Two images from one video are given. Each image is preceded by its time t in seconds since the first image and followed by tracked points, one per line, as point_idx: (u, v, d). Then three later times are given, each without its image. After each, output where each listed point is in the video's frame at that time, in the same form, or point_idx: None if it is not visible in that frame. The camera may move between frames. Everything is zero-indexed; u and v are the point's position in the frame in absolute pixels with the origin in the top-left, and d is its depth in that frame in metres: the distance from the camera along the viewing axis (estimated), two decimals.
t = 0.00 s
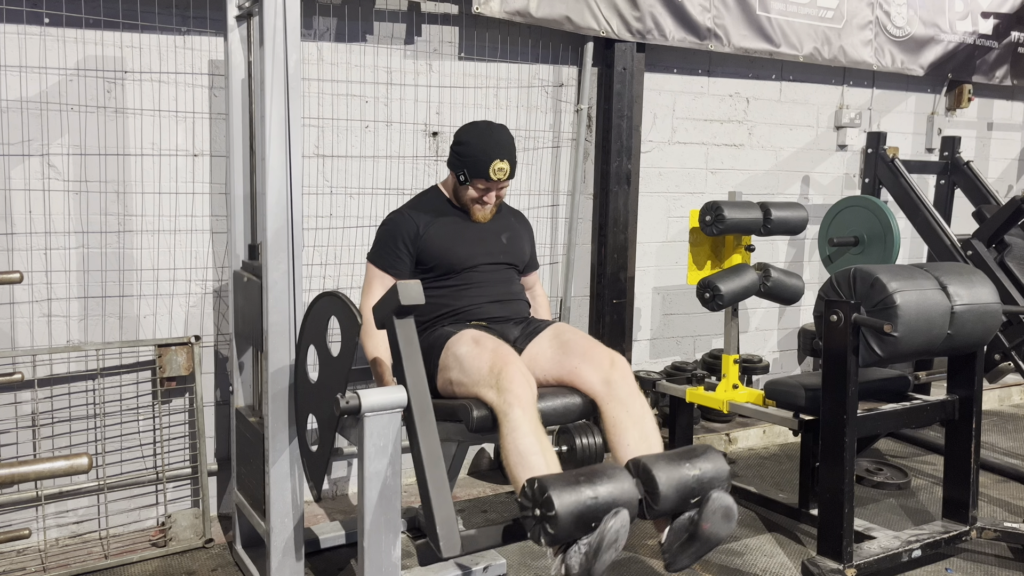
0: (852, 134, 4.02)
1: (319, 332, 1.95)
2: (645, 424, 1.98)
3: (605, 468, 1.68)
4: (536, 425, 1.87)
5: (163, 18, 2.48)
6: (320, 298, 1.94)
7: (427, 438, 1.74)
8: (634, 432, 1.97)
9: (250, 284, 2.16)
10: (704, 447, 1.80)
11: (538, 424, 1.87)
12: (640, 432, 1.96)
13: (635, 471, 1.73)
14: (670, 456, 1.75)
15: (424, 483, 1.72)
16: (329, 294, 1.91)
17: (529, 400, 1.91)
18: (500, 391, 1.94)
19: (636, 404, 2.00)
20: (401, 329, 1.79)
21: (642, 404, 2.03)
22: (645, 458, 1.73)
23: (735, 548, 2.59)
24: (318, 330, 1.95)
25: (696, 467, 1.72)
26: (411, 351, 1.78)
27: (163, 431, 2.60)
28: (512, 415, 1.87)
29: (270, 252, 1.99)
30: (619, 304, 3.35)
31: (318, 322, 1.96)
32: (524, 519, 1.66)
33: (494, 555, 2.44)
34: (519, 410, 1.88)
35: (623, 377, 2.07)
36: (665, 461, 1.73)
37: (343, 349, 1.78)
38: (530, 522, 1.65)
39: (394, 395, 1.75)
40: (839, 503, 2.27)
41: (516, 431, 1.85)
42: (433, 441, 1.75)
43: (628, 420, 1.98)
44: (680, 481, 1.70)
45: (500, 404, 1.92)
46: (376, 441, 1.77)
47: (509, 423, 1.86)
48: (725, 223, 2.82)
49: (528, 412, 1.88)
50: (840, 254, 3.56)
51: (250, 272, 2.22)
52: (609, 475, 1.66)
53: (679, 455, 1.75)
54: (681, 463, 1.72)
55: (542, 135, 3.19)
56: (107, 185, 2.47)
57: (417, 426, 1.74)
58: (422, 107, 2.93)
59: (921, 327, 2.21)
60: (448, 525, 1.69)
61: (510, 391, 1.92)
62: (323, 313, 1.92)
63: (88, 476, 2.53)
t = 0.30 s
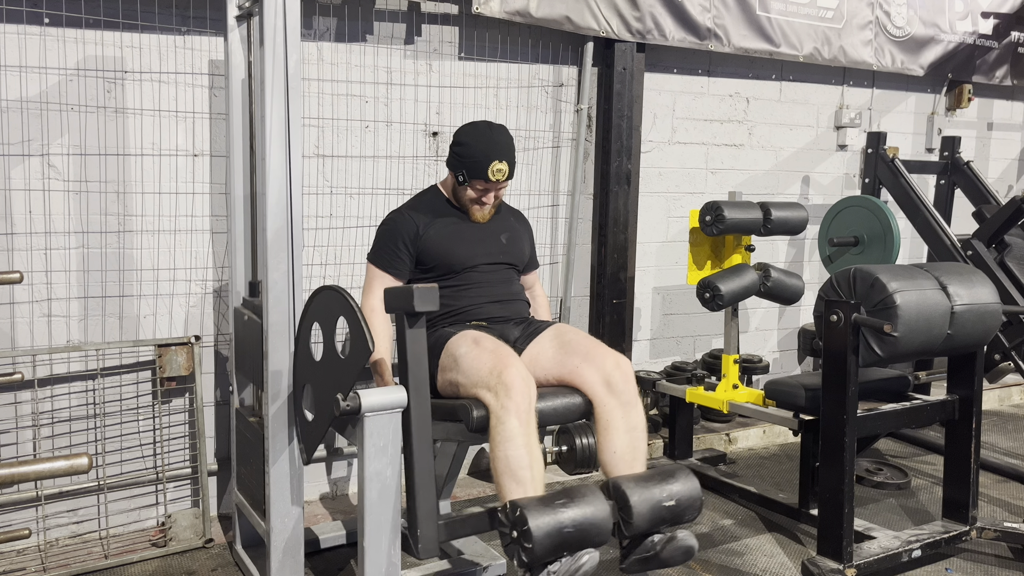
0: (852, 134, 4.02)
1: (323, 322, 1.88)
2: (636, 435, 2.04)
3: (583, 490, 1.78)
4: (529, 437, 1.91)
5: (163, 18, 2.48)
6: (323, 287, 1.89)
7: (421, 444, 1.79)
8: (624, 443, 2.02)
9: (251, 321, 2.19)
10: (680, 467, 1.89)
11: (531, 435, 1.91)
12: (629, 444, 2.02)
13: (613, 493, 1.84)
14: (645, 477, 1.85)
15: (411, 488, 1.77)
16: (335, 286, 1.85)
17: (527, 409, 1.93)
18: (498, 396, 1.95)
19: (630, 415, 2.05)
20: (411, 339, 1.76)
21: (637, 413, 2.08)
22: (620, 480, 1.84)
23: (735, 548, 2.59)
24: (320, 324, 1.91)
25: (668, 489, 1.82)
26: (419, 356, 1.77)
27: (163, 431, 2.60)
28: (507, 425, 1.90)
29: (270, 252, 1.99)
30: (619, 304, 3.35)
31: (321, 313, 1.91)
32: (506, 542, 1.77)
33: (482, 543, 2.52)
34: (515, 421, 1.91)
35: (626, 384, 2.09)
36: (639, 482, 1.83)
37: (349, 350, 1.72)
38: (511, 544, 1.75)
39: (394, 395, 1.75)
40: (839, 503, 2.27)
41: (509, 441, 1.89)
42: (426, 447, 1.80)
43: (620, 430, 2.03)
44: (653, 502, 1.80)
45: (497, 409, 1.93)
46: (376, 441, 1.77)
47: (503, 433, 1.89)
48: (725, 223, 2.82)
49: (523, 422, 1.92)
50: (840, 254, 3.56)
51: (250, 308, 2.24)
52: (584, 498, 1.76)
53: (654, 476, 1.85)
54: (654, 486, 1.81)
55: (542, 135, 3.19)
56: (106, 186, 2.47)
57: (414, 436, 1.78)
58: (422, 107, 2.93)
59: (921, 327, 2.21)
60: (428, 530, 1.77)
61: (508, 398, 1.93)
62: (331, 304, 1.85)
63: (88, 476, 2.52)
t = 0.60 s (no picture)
0: (852, 134, 4.02)
1: (327, 321, 1.85)
2: (629, 437, 2.09)
3: (567, 495, 1.83)
4: (524, 441, 1.94)
5: (163, 18, 2.48)
6: (325, 283, 1.88)
7: (418, 445, 1.81)
8: (617, 445, 2.07)
9: (250, 345, 2.19)
10: (658, 472, 1.97)
11: (525, 438, 1.94)
12: (622, 446, 2.07)
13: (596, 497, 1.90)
14: (627, 482, 1.92)
15: (405, 484, 1.83)
16: (341, 283, 1.82)
17: (523, 415, 1.94)
18: (497, 399, 1.95)
19: (626, 418, 2.09)
20: (417, 350, 1.75)
21: (634, 416, 2.11)
22: (603, 485, 1.90)
23: (735, 548, 2.59)
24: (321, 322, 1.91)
25: (649, 494, 1.89)
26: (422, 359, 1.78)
27: (163, 431, 2.60)
28: (504, 430, 1.92)
29: (270, 253, 1.99)
30: (619, 304, 3.35)
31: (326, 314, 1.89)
32: (490, 544, 1.83)
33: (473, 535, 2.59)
34: (510, 426, 1.93)
35: (628, 387, 2.11)
36: (622, 487, 1.90)
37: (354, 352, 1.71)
38: (496, 546, 1.80)
39: (394, 395, 1.76)
40: (839, 503, 2.26)
41: (503, 445, 1.92)
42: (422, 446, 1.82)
43: (615, 432, 2.07)
44: (635, 506, 1.87)
45: (495, 412, 1.94)
46: (376, 440, 1.77)
47: (498, 437, 1.92)
48: (725, 222, 2.82)
49: (519, 426, 1.94)
50: (840, 253, 3.56)
51: (250, 332, 2.24)
52: (568, 502, 1.82)
53: (635, 480, 1.92)
54: (636, 492, 1.89)
55: (542, 135, 3.19)
56: (106, 186, 2.47)
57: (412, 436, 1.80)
58: (422, 107, 2.93)
59: (921, 327, 2.21)
60: (416, 525, 1.85)
61: (507, 401, 1.94)
62: (336, 303, 1.82)
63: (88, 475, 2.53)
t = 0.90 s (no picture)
0: (852, 134, 4.02)
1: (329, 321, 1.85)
2: (626, 438, 2.10)
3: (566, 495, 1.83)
4: (523, 443, 1.94)
5: (163, 18, 2.48)
6: (327, 281, 1.89)
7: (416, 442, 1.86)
8: (614, 445, 2.08)
9: (251, 360, 2.20)
10: (650, 473, 1.96)
11: (523, 440, 1.94)
12: (619, 447, 2.08)
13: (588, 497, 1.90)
14: (619, 482, 1.91)
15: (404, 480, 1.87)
16: (341, 283, 1.83)
17: (520, 416, 1.94)
18: (497, 400, 1.95)
19: (625, 418, 2.09)
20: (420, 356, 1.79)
21: (634, 418, 2.12)
22: (595, 485, 1.89)
23: (735, 548, 2.59)
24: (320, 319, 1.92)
25: (640, 495, 1.89)
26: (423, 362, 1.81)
27: (163, 431, 2.60)
28: (502, 431, 1.92)
29: (270, 252, 1.99)
30: (619, 304, 3.35)
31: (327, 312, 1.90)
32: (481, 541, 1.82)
33: (473, 534, 2.58)
34: (506, 427, 1.93)
35: (629, 389, 2.11)
36: (614, 487, 1.90)
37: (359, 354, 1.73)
38: (487, 544, 1.81)
39: (394, 395, 1.75)
40: (840, 503, 2.26)
41: (500, 446, 1.92)
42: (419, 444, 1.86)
43: (613, 433, 2.08)
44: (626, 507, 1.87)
45: (494, 413, 1.94)
46: (376, 440, 1.77)
47: (495, 438, 1.92)
48: (725, 222, 2.82)
49: (517, 427, 1.94)
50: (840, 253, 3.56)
51: (250, 345, 2.25)
52: (559, 502, 1.81)
53: (627, 481, 1.92)
54: (627, 494, 1.88)
55: (542, 135, 3.19)
56: (106, 185, 2.47)
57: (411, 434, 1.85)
58: (422, 107, 2.93)
59: (922, 327, 2.21)
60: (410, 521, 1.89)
61: (507, 403, 1.93)
62: (338, 302, 1.82)
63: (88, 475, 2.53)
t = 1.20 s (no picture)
0: (852, 134, 4.02)
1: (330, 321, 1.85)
2: (624, 438, 2.10)
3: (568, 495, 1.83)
4: (523, 443, 1.94)
5: (163, 18, 2.48)
6: (326, 279, 1.90)
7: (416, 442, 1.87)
8: (612, 445, 2.08)
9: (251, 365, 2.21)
10: (648, 473, 1.96)
11: (523, 440, 1.94)
12: (617, 448, 2.08)
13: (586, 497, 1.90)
14: (616, 482, 1.91)
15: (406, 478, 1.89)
16: (342, 283, 1.83)
17: (520, 417, 1.94)
18: (497, 400, 1.95)
19: (624, 419, 2.10)
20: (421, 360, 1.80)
21: (633, 418, 2.12)
22: (593, 485, 1.90)
23: (735, 548, 2.59)
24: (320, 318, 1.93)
25: (638, 496, 1.89)
26: (424, 364, 1.82)
27: (163, 431, 2.60)
28: (501, 431, 1.92)
29: (270, 252, 1.99)
30: (619, 304, 3.35)
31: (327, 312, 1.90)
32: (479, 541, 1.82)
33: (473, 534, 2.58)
34: (506, 428, 1.93)
35: (628, 390, 2.11)
36: (612, 488, 1.90)
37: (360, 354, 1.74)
38: (484, 544, 1.80)
39: (394, 395, 1.74)
40: (839, 503, 2.26)
41: (500, 446, 1.92)
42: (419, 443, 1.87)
43: (612, 434, 2.08)
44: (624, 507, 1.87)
45: (493, 413, 1.94)
46: (376, 440, 1.77)
47: (494, 438, 1.92)
48: (725, 222, 2.82)
49: (517, 428, 1.94)
50: (840, 253, 3.56)
51: (250, 350, 2.25)
52: (557, 502, 1.82)
53: (625, 481, 1.92)
54: (626, 495, 1.88)
55: (542, 135, 3.19)
56: (106, 185, 2.47)
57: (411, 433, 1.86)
58: (422, 107, 2.93)
59: (921, 327, 2.21)
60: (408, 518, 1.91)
61: (506, 404, 1.94)
62: (338, 302, 1.82)
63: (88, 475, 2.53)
